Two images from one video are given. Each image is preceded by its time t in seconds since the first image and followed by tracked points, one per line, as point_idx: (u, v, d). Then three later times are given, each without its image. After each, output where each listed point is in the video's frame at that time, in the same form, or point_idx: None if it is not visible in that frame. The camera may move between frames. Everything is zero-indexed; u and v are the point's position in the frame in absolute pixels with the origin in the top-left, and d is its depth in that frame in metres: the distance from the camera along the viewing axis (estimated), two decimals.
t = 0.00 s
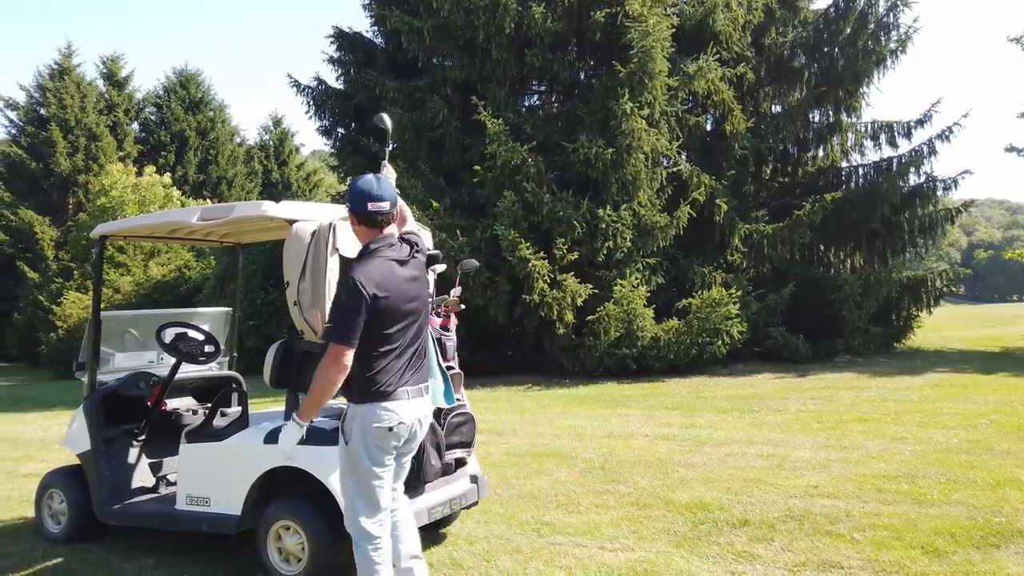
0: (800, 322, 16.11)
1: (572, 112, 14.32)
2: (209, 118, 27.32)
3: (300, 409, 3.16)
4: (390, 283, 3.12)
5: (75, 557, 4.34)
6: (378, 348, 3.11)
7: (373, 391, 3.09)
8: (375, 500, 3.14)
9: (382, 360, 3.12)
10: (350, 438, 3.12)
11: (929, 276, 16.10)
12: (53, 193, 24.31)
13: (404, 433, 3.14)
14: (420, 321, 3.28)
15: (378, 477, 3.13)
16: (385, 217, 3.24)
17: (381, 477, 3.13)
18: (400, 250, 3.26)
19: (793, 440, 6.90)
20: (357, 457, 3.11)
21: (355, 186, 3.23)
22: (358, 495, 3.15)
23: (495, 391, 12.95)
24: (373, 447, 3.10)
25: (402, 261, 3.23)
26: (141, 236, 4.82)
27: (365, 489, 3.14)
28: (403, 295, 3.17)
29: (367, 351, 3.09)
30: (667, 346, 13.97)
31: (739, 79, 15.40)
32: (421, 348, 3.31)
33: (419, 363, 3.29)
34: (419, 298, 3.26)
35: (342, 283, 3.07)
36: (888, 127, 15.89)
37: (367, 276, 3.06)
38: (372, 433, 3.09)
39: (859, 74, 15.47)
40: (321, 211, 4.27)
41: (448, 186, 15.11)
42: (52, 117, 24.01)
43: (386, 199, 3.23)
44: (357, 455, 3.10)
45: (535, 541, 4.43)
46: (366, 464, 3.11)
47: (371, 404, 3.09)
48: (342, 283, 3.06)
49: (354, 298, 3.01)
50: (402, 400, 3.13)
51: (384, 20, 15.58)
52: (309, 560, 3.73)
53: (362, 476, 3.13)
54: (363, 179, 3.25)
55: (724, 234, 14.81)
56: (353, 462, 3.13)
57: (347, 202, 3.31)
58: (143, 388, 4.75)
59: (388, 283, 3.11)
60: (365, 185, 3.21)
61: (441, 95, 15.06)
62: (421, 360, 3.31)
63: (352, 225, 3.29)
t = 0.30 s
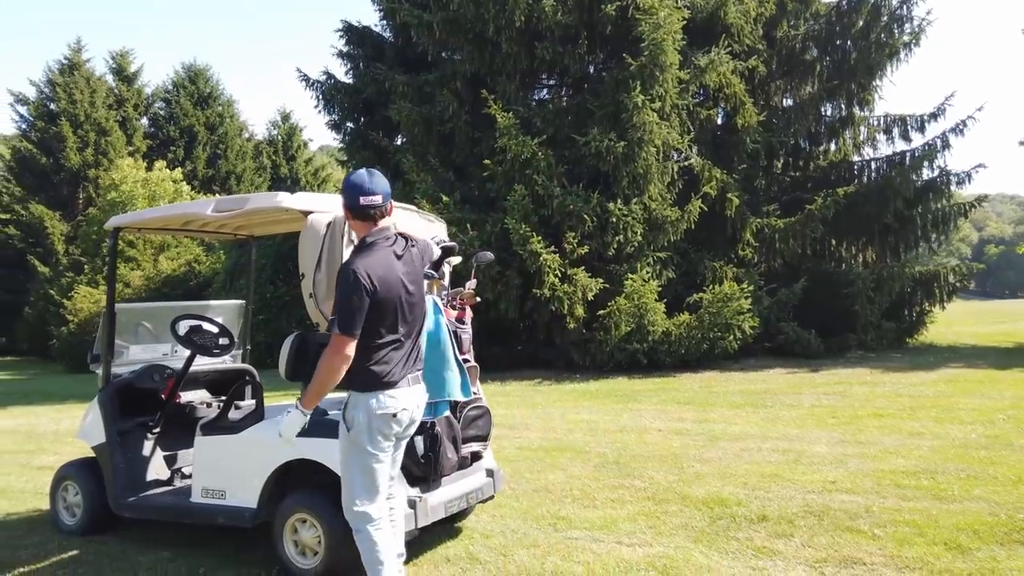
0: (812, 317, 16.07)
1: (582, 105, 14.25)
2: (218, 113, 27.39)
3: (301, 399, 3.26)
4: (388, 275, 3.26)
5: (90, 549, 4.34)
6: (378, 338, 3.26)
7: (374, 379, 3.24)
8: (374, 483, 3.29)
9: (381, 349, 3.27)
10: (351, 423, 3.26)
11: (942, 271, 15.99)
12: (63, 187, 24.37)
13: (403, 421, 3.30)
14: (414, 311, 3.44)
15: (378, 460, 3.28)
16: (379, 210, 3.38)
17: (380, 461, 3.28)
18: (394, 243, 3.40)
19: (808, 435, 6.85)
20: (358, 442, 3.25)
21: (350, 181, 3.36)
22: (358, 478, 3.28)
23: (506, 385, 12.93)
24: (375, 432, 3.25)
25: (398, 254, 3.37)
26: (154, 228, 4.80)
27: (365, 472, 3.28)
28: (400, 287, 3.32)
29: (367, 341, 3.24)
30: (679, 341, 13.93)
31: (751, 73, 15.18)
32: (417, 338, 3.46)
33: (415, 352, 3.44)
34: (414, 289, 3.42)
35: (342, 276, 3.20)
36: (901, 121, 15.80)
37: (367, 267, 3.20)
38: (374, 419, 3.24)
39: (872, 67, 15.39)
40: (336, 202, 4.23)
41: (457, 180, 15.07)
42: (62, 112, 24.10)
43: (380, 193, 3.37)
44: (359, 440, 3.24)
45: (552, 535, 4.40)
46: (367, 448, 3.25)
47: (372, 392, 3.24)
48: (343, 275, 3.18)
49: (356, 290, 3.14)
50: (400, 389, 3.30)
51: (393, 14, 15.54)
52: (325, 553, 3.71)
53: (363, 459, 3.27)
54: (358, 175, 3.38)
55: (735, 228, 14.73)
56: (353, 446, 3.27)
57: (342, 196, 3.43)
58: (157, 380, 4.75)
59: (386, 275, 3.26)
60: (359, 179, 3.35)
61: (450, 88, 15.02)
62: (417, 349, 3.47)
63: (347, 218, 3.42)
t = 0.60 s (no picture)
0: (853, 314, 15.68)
1: (617, 98, 14.09)
2: (253, 109, 27.71)
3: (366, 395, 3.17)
4: (425, 271, 3.26)
5: (135, 545, 4.37)
6: (413, 333, 3.26)
7: (408, 373, 3.23)
8: (404, 476, 3.26)
9: (414, 344, 3.26)
10: (381, 417, 3.25)
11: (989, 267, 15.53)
12: (105, 183, 24.83)
13: (432, 414, 3.27)
14: (449, 307, 3.43)
15: (407, 454, 3.25)
16: (417, 207, 3.36)
17: (409, 454, 3.25)
18: (432, 240, 3.39)
19: (855, 436, 6.67)
20: (388, 436, 3.23)
21: (388, 177, 3.34)
22: (389, 471, 3.27)
23: (542, 381, 12.88)
24: (404, 426, 3.23)
25: (435, 250, 3.37)
26: (194, 225, 4.81)
27: (395, 466, 3.26)
28: (436, 282, 3.32)
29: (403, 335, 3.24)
30: (717, 337, 13.74)
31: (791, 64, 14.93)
32: (451, 334, 3.46)
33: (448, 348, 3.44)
34: (450, 285, 3.41)
35: (380, 270, 3.20)
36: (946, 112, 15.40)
37: (404, 262, 3.20)
38: (403, 413, 3.22)
39: (916, 57, 14.94)
40: (375, 198, 4.18)
41: (491, 175, 15.02)
42: (103, 110, 24.57)
43: (419, 190, 3.35)
44: (388, 434, 3.22)
45: (594, 538, 4.33)
46: (397, 442, 3.23)
47: (405, 387, 3.23)
48: (380, 269, 3.19)
49: (393, 284, 3.15)
50: (432, 382, 3.28)
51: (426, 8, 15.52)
52: (367, 554, 3.68)
53: (393, 452, 3.24)
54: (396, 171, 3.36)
55: (774, 222, 14.47)
56: (383, 440, 3.25)
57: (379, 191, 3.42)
58: (199, 377, 4.78)
59: (424, 270, 3.25)
60: (398, 176, 3.33)
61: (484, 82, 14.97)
62: (450, 345, 3.46)
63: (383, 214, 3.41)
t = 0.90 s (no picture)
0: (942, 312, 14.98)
1: (688, 90, 13.81)
2: (327, 110, 28.38)
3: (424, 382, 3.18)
4: (492, 265, 3.23)
5: (210, 533, 4.50)
6: (478, 326, 3.24)
7: (472, 366, 3.21)
8: (465, 468, 3.25)
9: (478, 338, 3.23)
10: (442, 407, 3.25)
11: None
12: (188, 184, 25.84)
13: (495, 408, 3.24)
14: (513, 303, 3.40)
15: (468, 446, 3.24)
16: (485, 201, 3.34)
17: (470, 446, 3.24)
18: (499, 234, 3.36)
19: (942, 439, 6.34)
20: (449, 427, 3.23)
21: (455, 170, 3.32)
22: (450, 461, 3.26)
23: (610, 379, 12.74)
24: (465, 417, 3.22)
25: (502, 244, 3.34)
26: (267, 221, 4.91)
27: (455, 456, 3.25)
28: (503, 276, 3.29)
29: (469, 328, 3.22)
30: (793, 335, 13.31)
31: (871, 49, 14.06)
32: (513, 328, 3.43)
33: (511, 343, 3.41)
34: (514, 280, 3.38)
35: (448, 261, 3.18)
36: None
37: (472, 255, 3.17)
38: (464, 405, 3.21)
39: (1009, 39, 14.16)
40: (439, 193, 4.19)
41: (559, 170, 14.95)
42: (186, 113, 25.59)
43: (487, 185, 3.33)
44: (448, 425, 3.22)
45: (663, 538, 4.23)
46: (458, 433, 3.23)
47: (468, 379, 3.21)
48: (447, 260, 3.16)
49: (461, 277, 3.12)
50: (496, 375, 3.27)
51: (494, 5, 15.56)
52: (432, 547, 3.68)
53: (454, 442, 3.24)
54: (465, 164, 3.34)
55: (855, 216, 13.94)
56: (444, 431, 3.25)
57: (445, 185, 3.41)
58: (271, 369, 4.93)
59: (492, 264, 3.23)
60: (467, 170, 3.31)
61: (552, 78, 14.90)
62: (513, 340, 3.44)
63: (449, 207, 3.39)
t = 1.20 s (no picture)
0: None
1: (763, 81, 13.42)
2: (400, 110, 28.86)
3: (489, 388, 3.15)
4: (555, 266, 3.20)
5: (281, 525, 4.62)
6: (541, 328, 3.22)
7: (536, 368, 3.20)
8: (526, 468, 3.23)
9: (542, 339, 3.21)
10: (505, 408, 3.23)
11: None
12: (267, 184, 26.70)
13: (557, 408, 3.22)
14: (574, 302, 3.38)
15: (529, 445, 3.21)
16: (546, 202, 3.31)
17: (531, 445, 3.21)
18: (559, 234, 3.33)
19: None
20: (511, 426, 3.21)
21: (515, 172, 3.30)
22: (511, 461, 3.24)
23: (680, 377, 12.52)
24: (527, 416, 3.20)
25: (563, 246, 3.31)
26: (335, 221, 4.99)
27: (516, 456, 3.22)
28: (565, 277, 3.26)
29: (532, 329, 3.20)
30: (875, 333, 12.79)
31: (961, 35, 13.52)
32: (574, 328, 3.41)
33: (573, 342, 3.39)
34: (575, 280, 3.35)
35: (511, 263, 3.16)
36: None
37: (535, 257, 3.14)
38: (527, 404, 3.19)
39: None
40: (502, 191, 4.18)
41: (628, 166, 14.78)
42: (265, 116, 26.45)
43: (547, 187, 3.30)
44: (510, 425, 3.20)
45: (731, 543, 4.12)
46: (519, 433, 3.20)
47: (530, 379, 3.20)
48: (509, 263, 3.13)
49: (525, 279, 3.10)
50: (558, 375, 3.24)
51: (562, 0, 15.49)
52: (493, 545, 3.68)
53: (516, 442, 3.21)
54: (525, 166, 3.32)
55: (942, 209, 13.29)
56: (506, 430, 3.23)
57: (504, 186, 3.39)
58: (339, 366, 5.00)
59: (555, 266, 3.20)
60: (528, 172, 3.29)
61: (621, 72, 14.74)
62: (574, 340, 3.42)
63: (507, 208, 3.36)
